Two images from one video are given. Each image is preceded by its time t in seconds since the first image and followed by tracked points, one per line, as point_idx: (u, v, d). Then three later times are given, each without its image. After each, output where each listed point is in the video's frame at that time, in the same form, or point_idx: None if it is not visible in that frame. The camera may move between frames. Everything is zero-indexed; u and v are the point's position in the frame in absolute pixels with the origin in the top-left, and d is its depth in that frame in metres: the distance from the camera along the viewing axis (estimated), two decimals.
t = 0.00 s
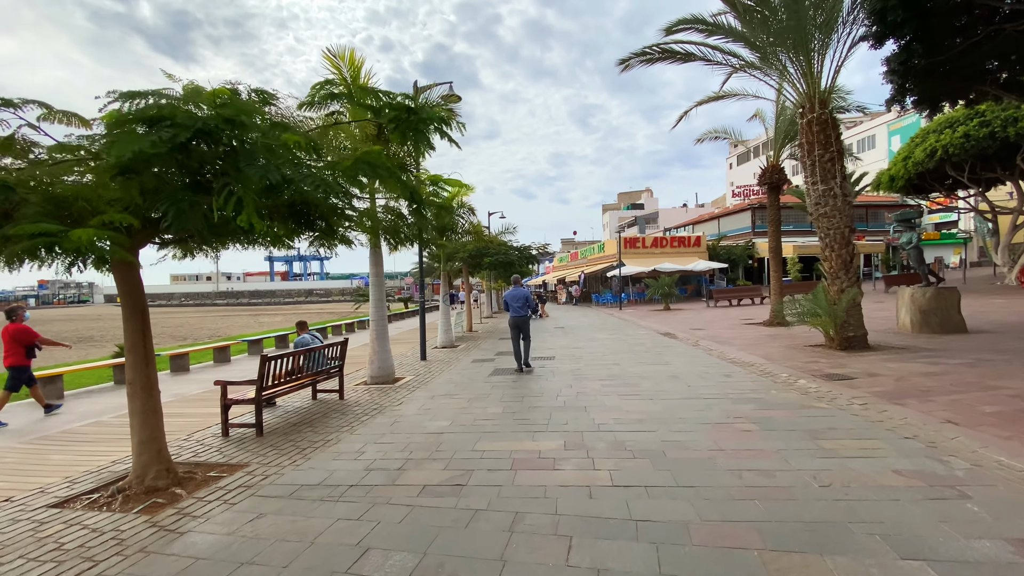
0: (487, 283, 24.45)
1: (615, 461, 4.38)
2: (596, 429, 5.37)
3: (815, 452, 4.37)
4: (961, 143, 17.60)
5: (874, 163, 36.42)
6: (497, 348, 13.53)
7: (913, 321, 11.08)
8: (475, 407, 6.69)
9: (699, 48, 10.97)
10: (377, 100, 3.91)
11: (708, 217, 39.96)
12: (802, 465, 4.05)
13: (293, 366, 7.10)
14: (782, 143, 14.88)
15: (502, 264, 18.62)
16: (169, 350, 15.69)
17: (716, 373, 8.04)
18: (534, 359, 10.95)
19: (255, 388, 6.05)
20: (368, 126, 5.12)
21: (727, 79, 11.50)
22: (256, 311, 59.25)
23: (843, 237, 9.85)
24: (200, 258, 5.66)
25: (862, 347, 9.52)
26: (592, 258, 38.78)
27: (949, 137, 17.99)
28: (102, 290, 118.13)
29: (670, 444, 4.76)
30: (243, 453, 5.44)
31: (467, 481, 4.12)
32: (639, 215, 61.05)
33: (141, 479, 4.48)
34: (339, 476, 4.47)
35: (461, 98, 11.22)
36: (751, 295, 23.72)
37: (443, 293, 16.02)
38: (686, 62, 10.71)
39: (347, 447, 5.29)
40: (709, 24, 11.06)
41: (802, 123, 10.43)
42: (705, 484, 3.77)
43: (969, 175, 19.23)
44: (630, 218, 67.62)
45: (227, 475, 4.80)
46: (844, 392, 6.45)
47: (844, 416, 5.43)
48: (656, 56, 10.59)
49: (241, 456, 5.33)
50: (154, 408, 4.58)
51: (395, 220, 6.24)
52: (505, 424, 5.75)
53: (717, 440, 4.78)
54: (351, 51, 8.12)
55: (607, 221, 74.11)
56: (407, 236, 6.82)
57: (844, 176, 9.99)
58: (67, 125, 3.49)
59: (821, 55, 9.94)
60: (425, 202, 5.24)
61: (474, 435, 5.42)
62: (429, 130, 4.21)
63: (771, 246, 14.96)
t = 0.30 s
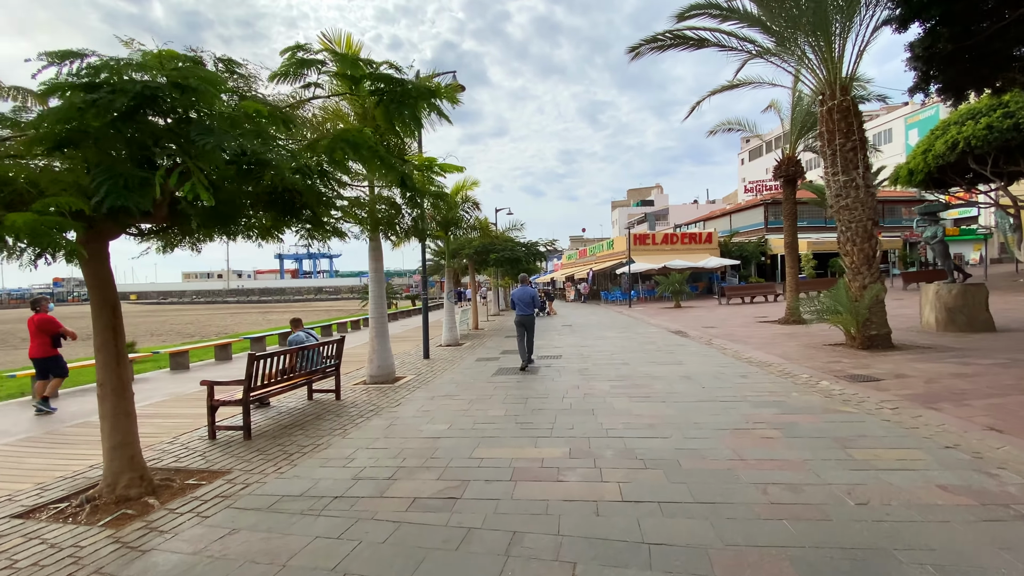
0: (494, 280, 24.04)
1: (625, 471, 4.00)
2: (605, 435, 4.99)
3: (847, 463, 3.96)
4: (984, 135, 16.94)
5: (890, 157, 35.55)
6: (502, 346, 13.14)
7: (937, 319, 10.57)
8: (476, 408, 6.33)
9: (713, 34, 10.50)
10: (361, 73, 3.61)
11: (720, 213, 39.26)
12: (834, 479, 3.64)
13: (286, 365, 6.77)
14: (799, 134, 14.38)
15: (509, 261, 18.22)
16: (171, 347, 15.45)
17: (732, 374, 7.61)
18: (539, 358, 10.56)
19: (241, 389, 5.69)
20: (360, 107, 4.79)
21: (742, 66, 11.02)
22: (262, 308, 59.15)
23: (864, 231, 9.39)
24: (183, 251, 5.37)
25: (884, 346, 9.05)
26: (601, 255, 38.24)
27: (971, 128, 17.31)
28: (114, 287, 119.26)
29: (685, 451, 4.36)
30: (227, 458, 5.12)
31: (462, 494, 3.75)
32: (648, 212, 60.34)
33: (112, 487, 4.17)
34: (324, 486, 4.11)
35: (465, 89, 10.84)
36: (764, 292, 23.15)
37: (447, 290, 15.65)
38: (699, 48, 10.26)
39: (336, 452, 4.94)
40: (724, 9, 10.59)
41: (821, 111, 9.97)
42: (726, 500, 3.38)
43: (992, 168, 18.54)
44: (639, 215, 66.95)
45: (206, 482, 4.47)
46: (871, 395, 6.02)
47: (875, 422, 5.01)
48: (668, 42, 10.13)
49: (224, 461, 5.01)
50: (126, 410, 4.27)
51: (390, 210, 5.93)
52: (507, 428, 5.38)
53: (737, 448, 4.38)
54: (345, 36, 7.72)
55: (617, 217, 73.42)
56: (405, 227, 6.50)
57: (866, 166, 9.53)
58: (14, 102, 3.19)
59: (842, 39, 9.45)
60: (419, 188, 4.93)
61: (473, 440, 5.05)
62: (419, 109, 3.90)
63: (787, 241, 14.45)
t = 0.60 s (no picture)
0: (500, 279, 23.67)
1: (631, 495, 3.63)
2: (610, 450, 4.61)
3: (878, 488, 3.56)
4: (1006, 128, 16.26)
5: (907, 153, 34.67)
6: (506, 348, 12.76)
7: (961, 321, 10.06)
8: (474, 417, 5.98)
9: (725, 23, 10.04)
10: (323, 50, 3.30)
11: (731, 211, 38.58)
12: (865, 508, 3.26)
13: (275, 370, 6.37)
14: (814, 126, 13.88)
15: (514, 259, 17.83)
16: (172, 348, 15.24)
17: (747, 380, 7.19)
18: (544, 361, 10.18)
19: (225, 398, 5.36)
20: (350, 97, 4.43)
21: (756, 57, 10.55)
22: (270, 307, 59.18)
23: (886, 228, 8.94)
24: (165, 252, 5.11)
25: (907, 350, 8.58)
26: (609, 254, 37.73)
27: (993, 122, 16.63)
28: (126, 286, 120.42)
29: (698, 471, 3.98)
30: (205, 471, 4.82)
31: (449, 520, 3.41)
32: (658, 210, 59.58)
33: (76, 507, 3.89)
34: (302, 508, 3.78)
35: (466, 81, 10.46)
36: (776, 291, 22.60)
37: (451, 289, 15.29)
38: (711, 38, 9.83)
39: (321, 467, 4.60)
40: None
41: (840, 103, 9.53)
42: (744, 532, 3.01)
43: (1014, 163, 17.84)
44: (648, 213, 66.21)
45: (177, 502, 4.15)
46: (898, 406, 5.59)
47: (906, 437, 4.59)
48: (678, 31, 9.69)
49: (200, 477, 4.69)
50: (92, 424, 4.00)
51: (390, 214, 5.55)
52: (505, 441, 5.02)
53: (755, 467, 3.99)
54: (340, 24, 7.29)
55: (625, 215, 72.76)
56: (405, 229, 6.14)
57: (888, 159, 9.07)
58: None
59: (862, 26, 8.96)
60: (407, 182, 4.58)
61: (467, 454, 4.70)
62: (395, 90, 3.55)
63: (802, 239, 13.95)
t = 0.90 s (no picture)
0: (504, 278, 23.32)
1: (628, 515, 3.29)
2: (610, 463, 4.27)
3: (905, 511, 3.19)
4: None
5: (922, 148, 33.87)
6: (508, 348, 12.43)
7: (982, 322, 9.60)
8: (467, 424, 5.66)
9: (735, 11, 9.62)
10: (277, 20, 2.90)
11: (741, 208, 37.96)
12: (894, 536, 2.89)
13: (260, 374, 6.08)
14: (828, 120, 13.42)
15: (518, 258, 17.48)
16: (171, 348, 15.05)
17: (757, 385, 6.81)
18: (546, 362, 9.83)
19: (203, 403, 5.07)
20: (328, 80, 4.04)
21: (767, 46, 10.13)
22: (277, 307, 59.21)
23: (904, 224, 8.51)
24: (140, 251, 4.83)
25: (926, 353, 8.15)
26: (617, 252, 37.27)
27: (1013, 115, 16.03)
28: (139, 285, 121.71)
29: (703, 488, 3.63)
30: (178, 482, 4.54)
31: (427, 544, 3.09)
32: (667, 208, 58.95)
33: (30, 524, 3.62)
34: (270, 527, 3.47)
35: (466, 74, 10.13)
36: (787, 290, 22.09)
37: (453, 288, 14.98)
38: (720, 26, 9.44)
39: (298, 480, 4.30)
40: None
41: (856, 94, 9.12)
42: (757, 564, 2.65)
43: None
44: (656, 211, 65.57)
45: (140, 517, 3.88)
46: (921, 415, 5.20)
47: (933, 450, 4.21)
48: (685, 20, 9.29)
49: (171, 489, 4.41)
50: (49, 435, 3.73)
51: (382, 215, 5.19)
52: (496, 451, 4.69)
53: (767, 485, 3.64)
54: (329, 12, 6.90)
55: (634, 212, 72.16)
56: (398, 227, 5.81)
57: (907, 152, 8.64)
58: None
59: (880, 12, 8.52)
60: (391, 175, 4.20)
61: (455, 466, 4.38)
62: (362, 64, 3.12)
63: (815, 237, 13.51)
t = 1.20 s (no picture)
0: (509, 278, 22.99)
1: (621, 546, 2.96)
2: (605, 482, 3.94)
3: (933, 545, 2.83)
4: None
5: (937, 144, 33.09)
6: (509, 350, 12.10)
7: (1005, 325, 9.15)
8: (457, 435, 5.35)
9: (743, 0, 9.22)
10: None
11: (750, 207, 37.36)
12: None
13: (241, 381, 5.80)
14: (840, 115, 12.98)
15: (521, 257, 17.16)
16: (170, 349, 14.87)
17: (767, 392, 6.44)
18: (547, 366, 9.48)
19: (176, 414, 4.78)
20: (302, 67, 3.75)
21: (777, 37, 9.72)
22: (284, 306, 59.28)
23: (923, 223, 8.10)
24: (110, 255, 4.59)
25: (945, 357, 7.75)
26: (624, 252, 36.83)
27: None
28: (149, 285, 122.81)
29: (706, 514, 3.29)
30: (143, 500, 4.26)
31: None
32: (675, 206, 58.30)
33: None
34: (228, 556, 3.17)
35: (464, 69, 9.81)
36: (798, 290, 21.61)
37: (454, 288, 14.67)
38: (728, 16, 9.06)
39: (270, 498, 4.02)
40: None
41: (871, 86, 8.71)
42: None
43: None
44: (664, 209, 64.95)
45: (95, 540, 3.61)
46: (945, 428, 4.82)
47: (960, 471, 3.83)
48: (691, 10, 8.92)
49: (136, 506, 4.15)
50: None
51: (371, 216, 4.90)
52: (484, 467, 4.38)
53: (777, 511, 3.29)
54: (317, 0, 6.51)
55: (642, 211, 71.37)
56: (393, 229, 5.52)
57: (925, 146, 8.22)
58: None
59: None
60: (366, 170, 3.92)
61: (438, 485, 4.07)
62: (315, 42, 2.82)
63: (827, 236, 13.08)
